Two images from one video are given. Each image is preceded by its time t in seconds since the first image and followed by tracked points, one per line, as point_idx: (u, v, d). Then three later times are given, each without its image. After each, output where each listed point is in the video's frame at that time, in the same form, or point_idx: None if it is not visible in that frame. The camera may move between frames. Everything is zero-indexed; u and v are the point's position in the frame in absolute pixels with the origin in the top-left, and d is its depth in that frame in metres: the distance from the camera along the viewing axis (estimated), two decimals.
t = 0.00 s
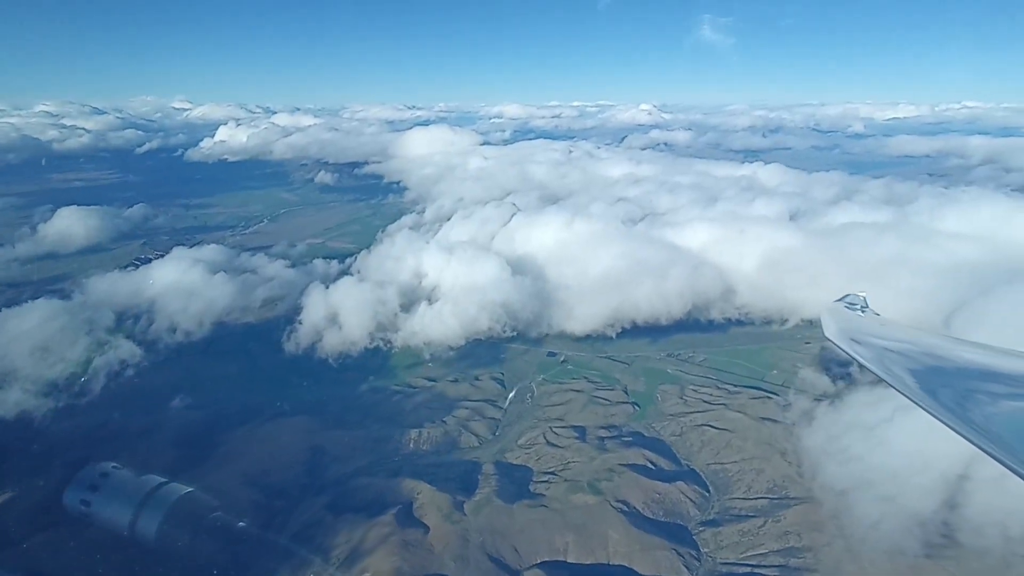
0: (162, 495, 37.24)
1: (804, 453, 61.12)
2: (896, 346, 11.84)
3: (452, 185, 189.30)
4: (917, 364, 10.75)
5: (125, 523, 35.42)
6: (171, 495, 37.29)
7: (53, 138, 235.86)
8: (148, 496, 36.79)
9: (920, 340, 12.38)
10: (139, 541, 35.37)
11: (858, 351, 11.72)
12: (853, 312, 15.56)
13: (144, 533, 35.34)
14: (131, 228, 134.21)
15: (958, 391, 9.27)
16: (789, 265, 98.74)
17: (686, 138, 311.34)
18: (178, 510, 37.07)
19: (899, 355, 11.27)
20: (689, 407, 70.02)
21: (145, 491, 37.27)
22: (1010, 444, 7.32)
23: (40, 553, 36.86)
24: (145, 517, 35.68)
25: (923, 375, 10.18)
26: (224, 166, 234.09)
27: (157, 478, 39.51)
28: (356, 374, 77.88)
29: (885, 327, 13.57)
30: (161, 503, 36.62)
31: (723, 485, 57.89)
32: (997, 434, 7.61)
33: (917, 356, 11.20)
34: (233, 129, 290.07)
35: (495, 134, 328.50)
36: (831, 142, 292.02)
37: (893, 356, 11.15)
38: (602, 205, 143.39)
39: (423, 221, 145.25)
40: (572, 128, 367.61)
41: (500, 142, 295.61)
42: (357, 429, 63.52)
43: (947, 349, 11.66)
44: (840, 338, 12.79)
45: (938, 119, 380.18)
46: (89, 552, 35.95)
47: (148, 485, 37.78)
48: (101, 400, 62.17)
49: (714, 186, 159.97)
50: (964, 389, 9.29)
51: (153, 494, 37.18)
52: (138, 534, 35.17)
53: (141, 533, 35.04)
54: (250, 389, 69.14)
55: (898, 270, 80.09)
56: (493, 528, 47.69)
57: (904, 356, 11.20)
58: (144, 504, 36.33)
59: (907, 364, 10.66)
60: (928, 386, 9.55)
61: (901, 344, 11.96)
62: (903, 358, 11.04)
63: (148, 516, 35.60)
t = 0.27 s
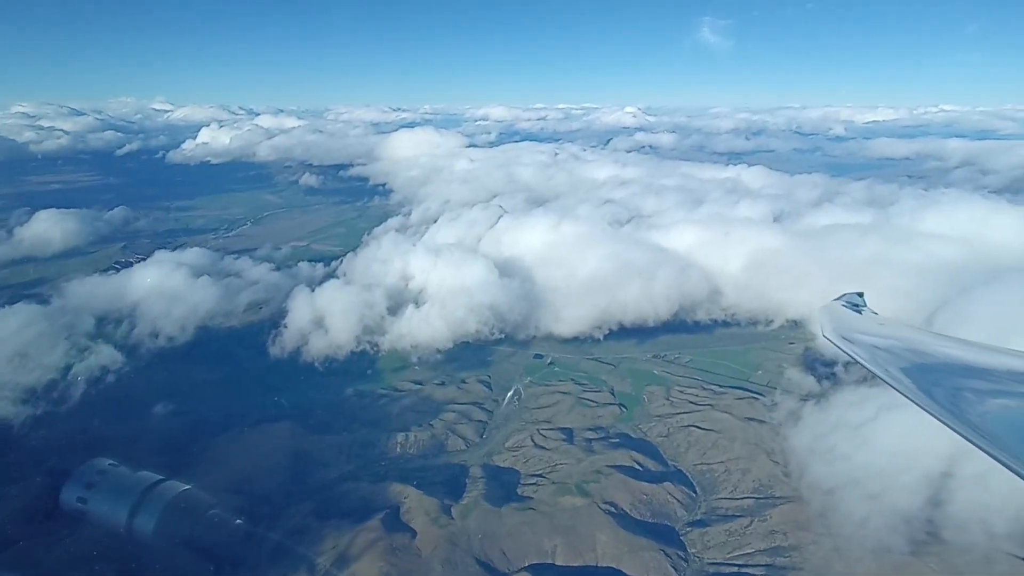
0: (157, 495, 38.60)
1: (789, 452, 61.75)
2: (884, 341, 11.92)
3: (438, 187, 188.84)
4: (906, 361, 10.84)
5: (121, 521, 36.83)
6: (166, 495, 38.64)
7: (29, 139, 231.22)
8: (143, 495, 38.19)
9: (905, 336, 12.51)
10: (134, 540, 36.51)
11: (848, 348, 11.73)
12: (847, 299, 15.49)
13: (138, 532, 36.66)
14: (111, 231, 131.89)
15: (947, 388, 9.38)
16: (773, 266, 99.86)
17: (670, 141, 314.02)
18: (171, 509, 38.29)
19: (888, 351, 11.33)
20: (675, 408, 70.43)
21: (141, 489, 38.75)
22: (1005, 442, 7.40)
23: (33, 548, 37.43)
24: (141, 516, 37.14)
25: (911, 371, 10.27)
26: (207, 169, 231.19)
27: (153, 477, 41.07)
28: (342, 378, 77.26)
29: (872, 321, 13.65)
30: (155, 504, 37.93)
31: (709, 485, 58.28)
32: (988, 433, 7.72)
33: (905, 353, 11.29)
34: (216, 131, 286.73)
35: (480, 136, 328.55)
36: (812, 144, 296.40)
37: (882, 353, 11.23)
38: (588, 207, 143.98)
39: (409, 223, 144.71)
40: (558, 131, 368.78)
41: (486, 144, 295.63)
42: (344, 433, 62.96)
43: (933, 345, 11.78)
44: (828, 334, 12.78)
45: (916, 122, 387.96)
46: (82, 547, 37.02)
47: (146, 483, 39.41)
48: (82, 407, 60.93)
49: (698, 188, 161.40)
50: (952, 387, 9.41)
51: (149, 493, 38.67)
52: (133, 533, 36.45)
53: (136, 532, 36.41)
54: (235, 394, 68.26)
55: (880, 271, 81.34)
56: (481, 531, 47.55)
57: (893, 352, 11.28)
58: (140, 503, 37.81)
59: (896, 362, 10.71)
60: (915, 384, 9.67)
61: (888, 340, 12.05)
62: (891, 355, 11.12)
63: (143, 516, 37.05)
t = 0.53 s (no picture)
0: (154, 494, 38.87)
1: (775, 452, 62.30)
2: (873, 337, 12.11)
3: (425, 189, 188.18)
4: (896, 357, 11.01)
5: (118, 521, 37.10)
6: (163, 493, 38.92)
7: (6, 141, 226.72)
8: (140, 493, 38.46)
9: (892, 330, 12.75)
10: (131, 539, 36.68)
11: (841, 346, 11.84)
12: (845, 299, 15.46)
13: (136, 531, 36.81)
14: (91, 234, 129.52)
15: (937, 384, 9.60)
16: (760, 267, 100.80)
17: (656, 143, 316.29)
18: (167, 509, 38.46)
19: (881, 348, 11.45)
20: (663, 409, 70.83)
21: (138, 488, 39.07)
22: (1001, 439, 7.57)
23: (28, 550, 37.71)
24: (138, 515, 37.38)
25: (902, 368, 10.45)
26: (189, 171, 228.29)
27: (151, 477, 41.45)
28: (329, 382, 76.63)
29: (859, 318, 13.85)
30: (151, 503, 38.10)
31: (697, 485, 58.60)
32: (984, 430, 7.88)
33: (894, 348, 11.48)
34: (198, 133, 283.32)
35: (467, 138, 328.45)
36: (796, 146, 300.22)
37: (871, 348, 11.42)
38: (576, 208, 144.34)
39: (396, 225, 144.03)
40: (544, 133, 369.66)
41: (473, 146, 295.42)
42: (331, 438, 62.34)
43: (919, 340, 12.03)
44: (822, 331, 12.86)
45: (896, 125, 394.49)
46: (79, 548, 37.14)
47: (142, 482, 39.60)
48: (63, 414, 59.68)
49: (685, 190, 162.69)
50: (944, 383, 9.60)
51: (147, 491, 38.99)
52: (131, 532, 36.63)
53: (132, 531, 36.58)
54: (219, 399, 67.36)
55: (864, 272, 82.46)
56: (470, 535, 47.36)
57: (883, 348, 11.46)
58: (137, 502, 38.14)
59: (890, 359, 10.84)
60: (907, 380, 9.84)
61: (877, 336, 12.26)
62: (881, 351, 11.31)
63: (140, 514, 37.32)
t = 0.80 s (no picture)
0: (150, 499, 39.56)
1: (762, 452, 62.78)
2: (867, 336, 12.74)
3: (412, 193, 187.43)
4: (891, 355, 11.58)
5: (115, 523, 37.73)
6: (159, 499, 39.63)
7: None
8: (136, 499, 39.10)
9: (885, 331, 13.39)
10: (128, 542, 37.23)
11: (843, 346, 12.29)
12: (847, 306, 15.98)
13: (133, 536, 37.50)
14: (72, 241, 127.40)
15: (932, 380, 10.05)
16: (747, 269, 101.58)
17: (642, 147, 318.63)
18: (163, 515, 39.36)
19: (880, 348, 11.92)
20: (652, 412, 71.13)
21: (134, 493, 39.68)
22: (983, 426, 8.14)
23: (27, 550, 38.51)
24: (134, 518, 38.05)
25: (894, 364, 11.05)
26: (173, 177, 225.67)
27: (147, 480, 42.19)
28: (317, 389, 75.98)
29: (855, 319, 14.49)
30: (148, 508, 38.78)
31: (686, 488, 58.83)
32: (968, 418, 8.45)
33: (886, 346, 12.11)
34: (182, 138, 280.29)
35: (454, 142, 328.45)
36: (780, 150, 303.98)
37: (865, 346, 12.04)
38: (564, 212, 144.74)
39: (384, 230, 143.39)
40: (531, 137, 370.96)
41: (459, 151, 295.12)
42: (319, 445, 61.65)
43: (916, 342, 12.51)
44: (825, 332, 13.33)
45: (877, 128, 400.87)
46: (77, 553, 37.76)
47: (138, 487, 40.40)
48: (45, 425, 58.51)
49: (671, 193, 163.92)
50: (933, 376, 10.19)
51: (142, 496, 39.60)
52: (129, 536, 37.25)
53: (128, 533, 37.21)
54: (205, 408, 66.52)
55: (849, 275, 83.42)
56: (460, 542, 47.06)
57: (877, 346, 12.08)
58: (134, 506, 38.79)
59: (889, 358, 11.29)
60: (899, 374, 10.43)
61: (871, 336, 12.91)
62: (874, 348, 11.93)
63: (139, 518, 38.08)
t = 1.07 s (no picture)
0: (146, 495, 39.46)
1: (748, 453, 63.35)
2: (857, 332, 12.92)
3: (397, 198, 186.65)
4: (886, 350, 11.65)
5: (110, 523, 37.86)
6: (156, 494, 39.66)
7: None
8: (134, 494, 38.93)
9: (873, 325, 13.60)
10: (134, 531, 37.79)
11: (837, 342, 12.39)
12: (844, 302, 16.10)
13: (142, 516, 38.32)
14: (49, 248, 124.74)
15: (924, 374, 10.15)
16: (732, 272, 102.62)
17: (626, 151, 320.97)
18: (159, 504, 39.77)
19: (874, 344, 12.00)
20: (639, 415, 71.38)
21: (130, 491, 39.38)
22: (974, 418, 8.27)
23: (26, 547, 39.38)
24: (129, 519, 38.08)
25: (886, 358, 11.13)
26: (153, 182, 222.28)
27: (142, 476, 41.95)
28: (302, 396, 75.16)
29: (845, 315, 14.71)
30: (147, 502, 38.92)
31: (673, 491, 59.05)
32: (958, 410, 8.61)
33: (875, 340, 12.30)
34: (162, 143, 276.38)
35: (439, 147, 327.87)
36: (762, 154, 307.90)
37: (854, 341, 12.24)
38: (550, 217, 145.04)
39: (369, 235, 142.48)
40: (515, 142, 371.93)
41: (444, 155, 294.41)
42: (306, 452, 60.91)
43: (910, 337, 12.60)
44: (820, 330, 13.41)
45: (856, 132, 408.04)
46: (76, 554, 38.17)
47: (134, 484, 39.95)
48: (22, 436, 57.18)
49: (656, 197, 165.11)
50: (922, 369, 10.38)
51: (138, 494, 39.35)
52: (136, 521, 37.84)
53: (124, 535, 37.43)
54: (188, 416, 65.45)
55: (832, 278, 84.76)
56: (448, 548, 46.76)
57: (865, 341, 12.26)
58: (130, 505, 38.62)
59: (882, 353, 11.38)
60: (888, 368, 10.59)
61: (860, 331, 13.07)
62: (864, 343, 12.09)
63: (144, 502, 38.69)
